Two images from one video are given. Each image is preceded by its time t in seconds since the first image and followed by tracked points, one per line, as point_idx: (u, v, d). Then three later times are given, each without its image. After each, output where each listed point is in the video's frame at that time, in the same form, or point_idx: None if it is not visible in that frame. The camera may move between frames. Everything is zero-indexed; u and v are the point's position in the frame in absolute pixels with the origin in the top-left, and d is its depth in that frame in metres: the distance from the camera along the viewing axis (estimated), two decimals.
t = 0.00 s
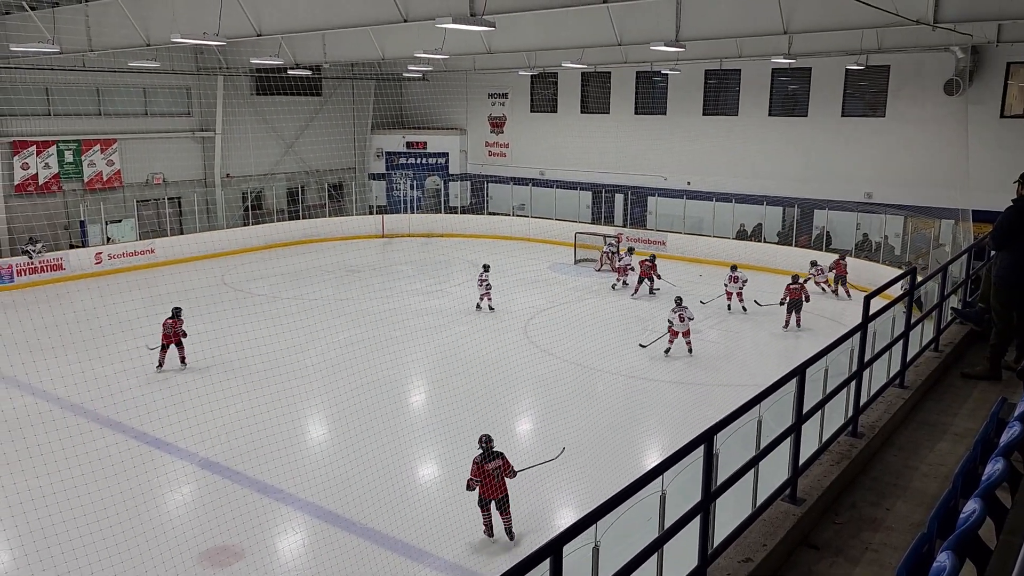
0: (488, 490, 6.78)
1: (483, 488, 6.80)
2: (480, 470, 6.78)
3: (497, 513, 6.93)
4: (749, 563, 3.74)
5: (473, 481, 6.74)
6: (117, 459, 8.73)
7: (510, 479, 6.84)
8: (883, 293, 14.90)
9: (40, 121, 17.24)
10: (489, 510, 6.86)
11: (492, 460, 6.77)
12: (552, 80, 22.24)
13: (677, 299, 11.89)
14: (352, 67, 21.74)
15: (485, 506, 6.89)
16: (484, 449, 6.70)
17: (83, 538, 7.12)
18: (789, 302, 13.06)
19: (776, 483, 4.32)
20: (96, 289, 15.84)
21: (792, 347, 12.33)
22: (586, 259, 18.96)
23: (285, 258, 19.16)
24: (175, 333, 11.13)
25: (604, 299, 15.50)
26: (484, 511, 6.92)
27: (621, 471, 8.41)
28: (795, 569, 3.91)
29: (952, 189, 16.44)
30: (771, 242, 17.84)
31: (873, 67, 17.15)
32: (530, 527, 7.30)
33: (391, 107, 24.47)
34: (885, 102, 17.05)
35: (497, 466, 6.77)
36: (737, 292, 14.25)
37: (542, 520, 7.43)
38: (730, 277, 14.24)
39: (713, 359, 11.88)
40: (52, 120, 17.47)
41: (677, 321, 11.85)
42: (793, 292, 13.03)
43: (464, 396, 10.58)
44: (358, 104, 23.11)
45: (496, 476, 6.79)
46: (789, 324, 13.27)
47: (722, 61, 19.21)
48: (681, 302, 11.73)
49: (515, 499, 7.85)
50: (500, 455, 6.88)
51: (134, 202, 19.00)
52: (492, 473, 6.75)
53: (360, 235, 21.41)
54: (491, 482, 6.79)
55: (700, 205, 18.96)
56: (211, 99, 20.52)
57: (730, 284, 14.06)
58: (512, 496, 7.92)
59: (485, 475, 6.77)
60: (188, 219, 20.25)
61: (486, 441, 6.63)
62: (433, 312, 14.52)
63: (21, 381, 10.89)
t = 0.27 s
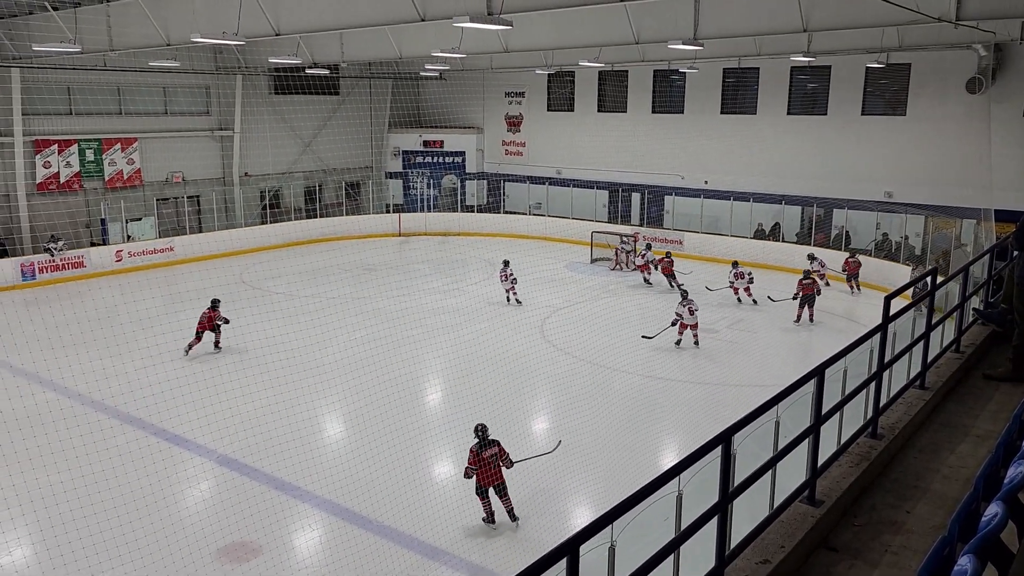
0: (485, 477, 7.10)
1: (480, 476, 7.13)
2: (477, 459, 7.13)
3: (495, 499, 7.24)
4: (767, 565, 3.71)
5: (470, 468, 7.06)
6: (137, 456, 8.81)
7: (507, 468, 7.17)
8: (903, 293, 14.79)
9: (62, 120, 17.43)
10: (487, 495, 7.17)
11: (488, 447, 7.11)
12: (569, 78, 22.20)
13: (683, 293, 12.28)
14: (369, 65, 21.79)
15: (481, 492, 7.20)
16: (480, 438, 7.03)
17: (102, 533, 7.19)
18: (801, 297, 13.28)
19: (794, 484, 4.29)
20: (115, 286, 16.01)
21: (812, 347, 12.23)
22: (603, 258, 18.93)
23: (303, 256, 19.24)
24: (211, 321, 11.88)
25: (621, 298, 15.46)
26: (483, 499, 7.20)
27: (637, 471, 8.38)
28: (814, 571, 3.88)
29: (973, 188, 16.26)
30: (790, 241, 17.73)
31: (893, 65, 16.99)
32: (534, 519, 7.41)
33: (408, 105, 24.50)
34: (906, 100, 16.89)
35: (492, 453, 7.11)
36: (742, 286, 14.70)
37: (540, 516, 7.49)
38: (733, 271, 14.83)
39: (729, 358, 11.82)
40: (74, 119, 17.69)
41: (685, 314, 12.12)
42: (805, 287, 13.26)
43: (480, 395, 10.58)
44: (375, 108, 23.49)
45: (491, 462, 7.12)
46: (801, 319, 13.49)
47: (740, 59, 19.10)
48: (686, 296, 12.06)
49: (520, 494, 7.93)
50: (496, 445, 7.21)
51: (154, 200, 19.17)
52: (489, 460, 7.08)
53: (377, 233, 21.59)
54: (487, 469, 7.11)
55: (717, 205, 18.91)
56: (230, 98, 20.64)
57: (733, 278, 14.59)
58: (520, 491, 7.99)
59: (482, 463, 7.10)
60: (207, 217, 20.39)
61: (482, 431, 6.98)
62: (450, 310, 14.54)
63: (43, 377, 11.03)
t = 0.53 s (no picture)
0: (493, 460, 7.20)
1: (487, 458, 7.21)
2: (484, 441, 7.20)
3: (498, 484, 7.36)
4: (795, 566, 3.67)
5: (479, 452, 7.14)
6: (167, 447, 8.93)
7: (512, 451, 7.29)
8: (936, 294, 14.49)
9: (95, 116, 17.72)
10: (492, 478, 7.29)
11: (495, 430, 7.17)
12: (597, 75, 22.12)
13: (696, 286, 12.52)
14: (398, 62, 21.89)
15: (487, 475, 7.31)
16: (487, 421, 7.08)
17: (133, 524, 7.29)
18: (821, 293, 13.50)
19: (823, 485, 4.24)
20: (147, 280, 16.23)
21: (842, 347, 12.09)
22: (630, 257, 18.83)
23: (330, 252, 19.38)
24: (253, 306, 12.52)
25: (648, 296, 15.40)
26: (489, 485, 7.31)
27: (663, 469, 8.33)
28: (843, 573, 3.84)
29: (1008, 187, 15.97)
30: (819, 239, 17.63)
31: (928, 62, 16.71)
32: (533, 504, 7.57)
33: (436, 103, 24.74)
34: (940, 97, 16.62)
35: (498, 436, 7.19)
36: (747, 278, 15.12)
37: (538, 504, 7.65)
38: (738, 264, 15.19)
39: (758, 358, 11.71)
40: (108, 115, 18.00)
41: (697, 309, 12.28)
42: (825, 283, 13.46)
43: (505, 391, 10.59)
44: (404, 108, 23.84)
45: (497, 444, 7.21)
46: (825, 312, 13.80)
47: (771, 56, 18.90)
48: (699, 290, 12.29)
49: (517, 484, 8.08)
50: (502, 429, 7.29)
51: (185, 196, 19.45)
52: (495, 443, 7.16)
53: (405, 230, 21.68)
54: (493, 451, 7.21)
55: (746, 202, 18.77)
56: (260, 95, 20.82)
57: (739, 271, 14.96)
58: (519, 481, 8.13)
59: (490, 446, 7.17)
60: (237, 212, 20.61)
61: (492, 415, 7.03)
62: (476, 307, 14.56)
63: (77, 369, 11.23)
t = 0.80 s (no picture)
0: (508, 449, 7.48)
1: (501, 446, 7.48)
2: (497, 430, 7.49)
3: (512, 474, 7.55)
4: (832, 568, 3.60)
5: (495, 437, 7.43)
6: (205, 437, 9.07)
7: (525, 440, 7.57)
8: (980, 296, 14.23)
9: (137, 111, 18.26)
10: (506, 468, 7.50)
11: (509, 420, 7.49)
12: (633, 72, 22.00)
13: (709, 282, 12.65)
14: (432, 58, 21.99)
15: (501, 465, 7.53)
16: (502, 409, 7.41)
17: (172, 512, 7.42)
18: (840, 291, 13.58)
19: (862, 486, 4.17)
20: (185, 273, 16.51)
21: (880, 347, 11.88)
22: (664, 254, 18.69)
23: (365, 247, 19.55)
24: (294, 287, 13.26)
25: (682, 293, 15.31)
26: (504, 474, 7.48)
27: (696, 469, 8.25)
28: None
29: None
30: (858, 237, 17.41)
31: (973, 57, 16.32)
32: (539, 496, 7.74)
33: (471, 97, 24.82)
34: (986, 93, 16.24)
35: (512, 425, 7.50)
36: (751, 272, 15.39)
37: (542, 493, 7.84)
38: (741, 258, 15.33)
39: (794, 357, 11.56)
40: (149, 110, 18.49)
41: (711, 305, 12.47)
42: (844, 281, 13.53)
43: (538, 387, 10.58)
44: (438, 103, 23.80)
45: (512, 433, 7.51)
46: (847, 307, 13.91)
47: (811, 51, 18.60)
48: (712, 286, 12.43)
49: (526, 473, 8.24)
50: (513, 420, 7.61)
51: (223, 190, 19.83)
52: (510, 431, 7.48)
53: (438, 223, 21.90)
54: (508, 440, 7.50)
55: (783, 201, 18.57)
56: (297, 90, 21.05)
57: (744, 265, 15.15)
58: (540, 474, 8.20)
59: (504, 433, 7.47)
60: (273, 207, 20.87)
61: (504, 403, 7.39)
62: (510, 302, 14.58)
63: (118, 359, 11.48)
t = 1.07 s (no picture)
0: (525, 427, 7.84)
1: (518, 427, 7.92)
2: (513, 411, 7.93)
3: (535, 451, 7.93)
4: (875, 572, 3.53)
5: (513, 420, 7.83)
6: (244, 429, 9.21)
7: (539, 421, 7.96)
8: None
9: (181, 106, 18.68)
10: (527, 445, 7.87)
11: (525, 399, 7.87)
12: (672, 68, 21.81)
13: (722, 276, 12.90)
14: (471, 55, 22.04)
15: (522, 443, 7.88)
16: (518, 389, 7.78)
17: (212, 502, 7.55)
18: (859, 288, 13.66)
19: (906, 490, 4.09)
20: (226, 266, 16.80)
21: (925, 349, 11.60)
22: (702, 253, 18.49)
23: (401, 242, 19.70)
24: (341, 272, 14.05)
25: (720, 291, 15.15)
26: (529, 452, 7.89)
27: (733, 471, 8.13)
28: None
29: None
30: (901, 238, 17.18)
31: None
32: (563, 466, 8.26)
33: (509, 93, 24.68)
34: None
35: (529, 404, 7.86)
36: (756, 267, 15.44)
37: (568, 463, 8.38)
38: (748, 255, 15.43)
39: (835, 358, 11.35)
40: (192, 106, 18.98)
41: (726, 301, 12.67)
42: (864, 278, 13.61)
43: (573, 384, 10.55)
44: (475, 98, 23.73)
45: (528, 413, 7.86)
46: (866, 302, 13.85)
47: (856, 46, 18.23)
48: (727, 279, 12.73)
49: (560, 470, 8.22)
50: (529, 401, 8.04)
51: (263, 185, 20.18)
52: (526, 410, 7.84)
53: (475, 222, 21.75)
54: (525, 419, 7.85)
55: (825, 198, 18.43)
56: (337, 87, 21.28)
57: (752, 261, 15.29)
58: (574, 472, 8.17)
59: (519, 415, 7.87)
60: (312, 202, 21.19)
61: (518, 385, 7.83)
62: (545, 299, 14.57)
63: (161, 350, 11.71)
